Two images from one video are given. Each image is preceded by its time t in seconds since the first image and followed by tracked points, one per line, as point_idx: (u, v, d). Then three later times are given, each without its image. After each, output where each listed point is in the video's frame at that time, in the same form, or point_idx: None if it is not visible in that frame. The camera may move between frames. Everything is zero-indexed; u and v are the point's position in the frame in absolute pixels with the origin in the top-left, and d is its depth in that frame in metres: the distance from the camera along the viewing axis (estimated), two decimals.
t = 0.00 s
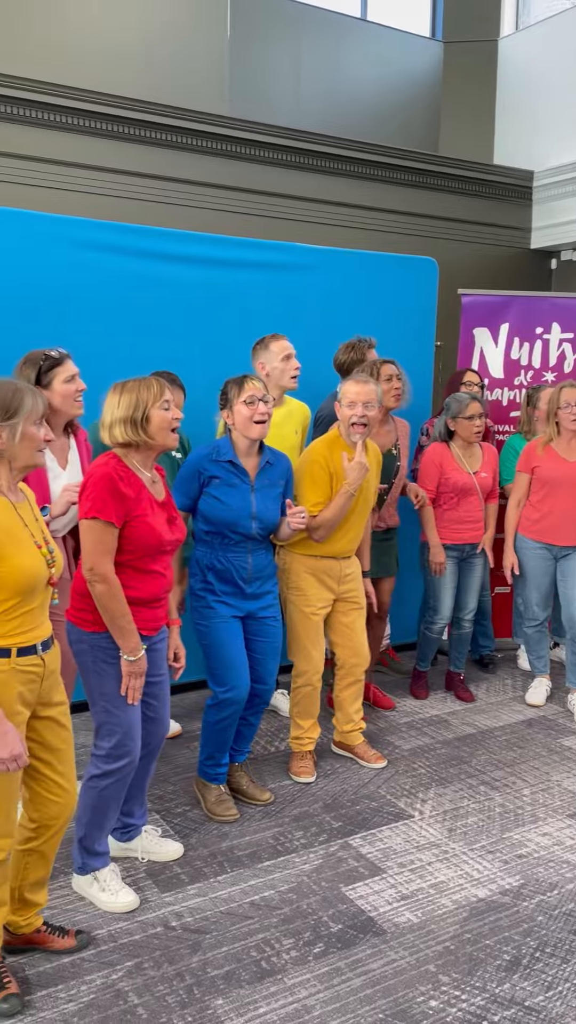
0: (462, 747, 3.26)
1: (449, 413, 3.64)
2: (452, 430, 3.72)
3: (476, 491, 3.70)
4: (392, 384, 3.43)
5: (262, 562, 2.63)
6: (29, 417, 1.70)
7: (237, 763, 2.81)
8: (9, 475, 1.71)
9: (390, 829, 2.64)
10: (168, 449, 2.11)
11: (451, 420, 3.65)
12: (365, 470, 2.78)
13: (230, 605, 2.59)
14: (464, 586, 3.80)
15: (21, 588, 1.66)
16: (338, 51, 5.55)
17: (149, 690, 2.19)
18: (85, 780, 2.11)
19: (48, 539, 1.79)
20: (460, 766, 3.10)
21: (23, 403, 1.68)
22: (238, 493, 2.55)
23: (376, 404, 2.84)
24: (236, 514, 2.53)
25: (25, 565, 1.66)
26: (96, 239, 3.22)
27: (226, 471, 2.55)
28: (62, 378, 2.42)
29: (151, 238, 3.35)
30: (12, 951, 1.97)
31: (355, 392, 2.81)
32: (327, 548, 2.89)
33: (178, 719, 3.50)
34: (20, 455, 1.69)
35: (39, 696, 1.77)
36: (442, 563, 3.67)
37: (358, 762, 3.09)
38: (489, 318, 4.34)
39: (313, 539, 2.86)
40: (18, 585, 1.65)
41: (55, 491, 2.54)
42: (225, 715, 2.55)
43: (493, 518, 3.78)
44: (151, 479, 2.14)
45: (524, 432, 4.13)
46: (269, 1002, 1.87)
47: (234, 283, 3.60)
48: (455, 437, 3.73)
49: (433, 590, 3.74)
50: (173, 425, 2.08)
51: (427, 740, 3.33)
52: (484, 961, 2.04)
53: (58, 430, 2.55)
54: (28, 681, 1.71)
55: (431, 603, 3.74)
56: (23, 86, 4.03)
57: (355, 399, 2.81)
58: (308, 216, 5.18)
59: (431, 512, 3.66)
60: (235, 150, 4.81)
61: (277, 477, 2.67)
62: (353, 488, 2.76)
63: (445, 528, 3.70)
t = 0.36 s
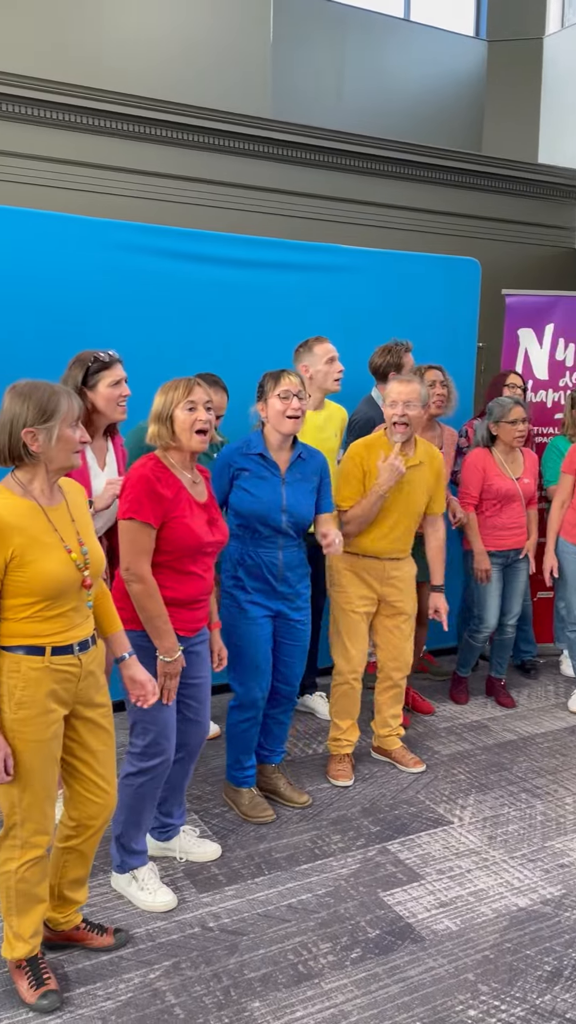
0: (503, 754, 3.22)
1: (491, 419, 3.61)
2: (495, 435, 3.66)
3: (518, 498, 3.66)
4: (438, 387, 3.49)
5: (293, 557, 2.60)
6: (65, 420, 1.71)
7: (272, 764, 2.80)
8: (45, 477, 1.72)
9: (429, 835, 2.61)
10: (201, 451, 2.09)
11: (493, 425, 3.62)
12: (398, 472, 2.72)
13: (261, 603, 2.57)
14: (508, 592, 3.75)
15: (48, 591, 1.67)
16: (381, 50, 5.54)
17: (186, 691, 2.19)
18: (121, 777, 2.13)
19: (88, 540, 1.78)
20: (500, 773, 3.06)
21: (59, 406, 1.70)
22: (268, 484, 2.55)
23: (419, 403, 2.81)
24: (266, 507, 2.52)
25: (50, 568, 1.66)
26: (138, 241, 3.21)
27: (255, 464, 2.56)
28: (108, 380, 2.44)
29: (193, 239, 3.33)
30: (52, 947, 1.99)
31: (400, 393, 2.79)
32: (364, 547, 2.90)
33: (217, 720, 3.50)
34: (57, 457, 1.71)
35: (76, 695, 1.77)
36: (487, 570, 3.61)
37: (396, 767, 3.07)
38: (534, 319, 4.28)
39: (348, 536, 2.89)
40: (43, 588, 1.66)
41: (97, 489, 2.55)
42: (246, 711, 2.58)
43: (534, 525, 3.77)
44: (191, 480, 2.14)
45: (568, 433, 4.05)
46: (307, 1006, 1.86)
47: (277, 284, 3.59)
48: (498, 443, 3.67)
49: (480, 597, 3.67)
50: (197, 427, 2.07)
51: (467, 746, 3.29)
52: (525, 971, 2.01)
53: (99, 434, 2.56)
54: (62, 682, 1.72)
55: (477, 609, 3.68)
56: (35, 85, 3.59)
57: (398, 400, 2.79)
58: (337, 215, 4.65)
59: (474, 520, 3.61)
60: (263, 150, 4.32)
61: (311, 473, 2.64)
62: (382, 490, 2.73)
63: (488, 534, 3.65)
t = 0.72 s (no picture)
0: (541, 761, 3.17)
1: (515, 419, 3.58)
2: (520, 435, 3.64)
3: (547, 497, 3.62)
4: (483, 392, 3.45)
5: (320, 567, 2.61)
6: (101, 422, 1.73)
7: (316, 764, 2.79)
8: (82, 481, 1.74)
9: (465, 842, 2.59)
10: (235, 452, 2.09)
11: (517, 426, 3.59)
12: (423, 472, 2.76)
13: (288, 609, 2.57)
14: (540, 596, 3.73)
15: (83, 592, 1.68)
16: (422, 51, 5.50)
17: (230, 692, 2.20)
18: (165, 777, 2.14)
19: (124, 541, 1.79)
20: (539, 780, 3.02)
21: (94, 408, 1.71)
22: (304, 494, 2.55)
23: (461, 407, 2.79)
24: (298, 517, 2.53)
25: (84, 570, 1.67)
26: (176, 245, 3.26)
27: (291, 472, 2.55)
28: (145, 386, 2.45)
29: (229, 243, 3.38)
30: (87, 946, 2.01)
31: (436, 394, 2.80)
32: (397, 545, 2.95)
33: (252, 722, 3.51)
34: (93, 459, 1.72)
35: (111, 695, 1.79)
36: (514, 570, 3.58)
37: (432, 772, 3.04)
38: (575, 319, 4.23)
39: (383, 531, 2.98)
40: (78, 588, 1.67)
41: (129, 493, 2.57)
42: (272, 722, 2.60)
43: (567, 525, 3.71)
44: (226, 482, 2.15)
45: None
46: (340, 1012, 1.85)
47: (312, 288, 3.61)
48: (525, 444, 3.64)
49: (506, 598, 3.68)
50: (230, 429, 2.08)
51: (505, 752, 3.25)
52: (562, 983, 1.98)
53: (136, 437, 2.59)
54: (97, 682, 1.74)
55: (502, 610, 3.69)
56: (39, 86, 3.98)
57: (433, 401, 2.80)
58: (359, 215, 4.99)
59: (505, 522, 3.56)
60: (282, 151, 4.68)
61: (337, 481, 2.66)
62: (405, 487, 2.80)
63: (516, 534, 3.63)
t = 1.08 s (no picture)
0: None
1: (542, 421, 3.54)
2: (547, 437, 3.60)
3: (573, 501, 3.58)
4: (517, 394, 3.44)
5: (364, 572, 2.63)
6: (149, 423, 1.74)
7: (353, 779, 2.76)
8: (129, 481, 1.76)
9: (505, 850, 2.55)
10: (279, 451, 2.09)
11: (544, 427, 3.55)
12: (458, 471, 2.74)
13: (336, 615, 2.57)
14: None
15: (137, 591, 1.69)
16: (467, 52, 5.43)
17: (265, 694, 2.20)
18: (199, 779, 2.13)
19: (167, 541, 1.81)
20: None
21: (142, 410, 1.73)
22: (354, 501, 2.57)
23: (494, 399, 2.79)
24: (352, 524, 2.54)
25: (139, 568, 1.69)
26: (214, 248, 3.32)
27: (342, 479, 2.54)
28: (196, 389, 2.46)
29: (267, 246, 3.42)
30: (125, 945, 2.02)
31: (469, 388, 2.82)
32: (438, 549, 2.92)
33: (290, 725, 3.50)
34: (140, 459, 1.73)
35: (156, 694, 1.80)
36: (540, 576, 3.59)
37: (472, 779, 3.00)
38: None
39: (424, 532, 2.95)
40: (133, 587, 1.68)
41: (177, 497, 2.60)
42: (318, 729, 2.59)
43: None
44: (266, 484, 2.15)
45: None
46: (378, 1019, 1.84)
47: (352, 291, 3.62)
48: (551, 446, 3.61)
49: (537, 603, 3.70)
50: (273, 430, 2.08)
51: (546, 760, 3.20)
52: None
53: (184, 438, 2.60)
54: (146, 681, 1.75)
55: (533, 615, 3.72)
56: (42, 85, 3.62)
57: (465, 394, 2.82)
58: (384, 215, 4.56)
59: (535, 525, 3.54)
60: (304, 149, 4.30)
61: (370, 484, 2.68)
62: (442, 485, 2.78)
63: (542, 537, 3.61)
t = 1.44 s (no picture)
0: None
1: None
2: None
3: None
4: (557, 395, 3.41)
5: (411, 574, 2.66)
6: (198, 427, 1.75)
7: (383, 771, 2.81)
8: (176, 482, 1.78)
9: (548, 861, 2.51)
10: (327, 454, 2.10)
11: None
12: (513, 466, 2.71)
13: (389, 616, 2.56)
14: None
15: (191, 591, 1.71)
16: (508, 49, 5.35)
17: (299, 699, 2.19)
18: (234, 782, 2.14)
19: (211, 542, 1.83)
20: None
21: (192, 414, 1.74)
22: (396, 499, 2.56)
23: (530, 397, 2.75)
24: (399, 523, 2.54)
25: (194, 569, 1.70)
26: (250, 251, 3.34)
27: (385, 480, 2.53)
28: (241, 385, 2.51)
29: (305, 247, 3.43)
30: (164, 946, 2.03)
31: (501, 386, 2.75)
32: (483, 552, 2.84)
33: (329, 728, 3.49)
34: (190, 462, 1.74)
35: (201, 694, 1.81)
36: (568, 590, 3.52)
37: (514, 787, 2.96)
38: None
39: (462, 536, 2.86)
40: (188, 588, 1.70)
41: (219, 491, 2.61)
42: (359, 731, 2.58)
43: None
44: (310, 486, 2.15)
45: None
46: None
47: (391, 291, 3.61)
48: None
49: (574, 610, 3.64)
50: (324, 431, 2.07)
51: None
52: None
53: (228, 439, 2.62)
54: (195, 680, 1.76)
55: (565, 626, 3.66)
56: (39, 86, 3.66)
57: (500, 394, 2.75)
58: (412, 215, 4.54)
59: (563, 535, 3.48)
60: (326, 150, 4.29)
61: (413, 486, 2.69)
62: (495, 482, 2.71)
63: None
